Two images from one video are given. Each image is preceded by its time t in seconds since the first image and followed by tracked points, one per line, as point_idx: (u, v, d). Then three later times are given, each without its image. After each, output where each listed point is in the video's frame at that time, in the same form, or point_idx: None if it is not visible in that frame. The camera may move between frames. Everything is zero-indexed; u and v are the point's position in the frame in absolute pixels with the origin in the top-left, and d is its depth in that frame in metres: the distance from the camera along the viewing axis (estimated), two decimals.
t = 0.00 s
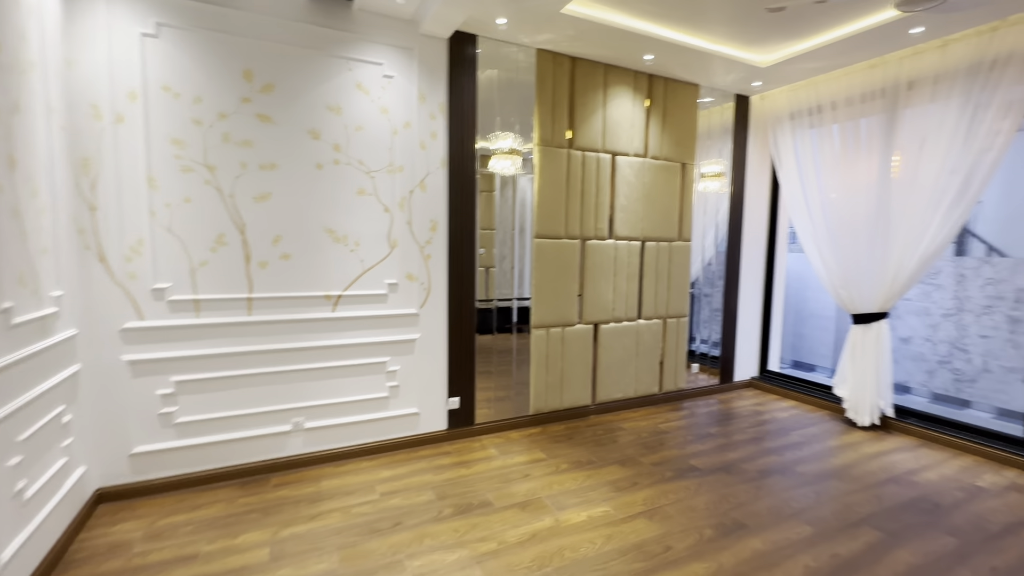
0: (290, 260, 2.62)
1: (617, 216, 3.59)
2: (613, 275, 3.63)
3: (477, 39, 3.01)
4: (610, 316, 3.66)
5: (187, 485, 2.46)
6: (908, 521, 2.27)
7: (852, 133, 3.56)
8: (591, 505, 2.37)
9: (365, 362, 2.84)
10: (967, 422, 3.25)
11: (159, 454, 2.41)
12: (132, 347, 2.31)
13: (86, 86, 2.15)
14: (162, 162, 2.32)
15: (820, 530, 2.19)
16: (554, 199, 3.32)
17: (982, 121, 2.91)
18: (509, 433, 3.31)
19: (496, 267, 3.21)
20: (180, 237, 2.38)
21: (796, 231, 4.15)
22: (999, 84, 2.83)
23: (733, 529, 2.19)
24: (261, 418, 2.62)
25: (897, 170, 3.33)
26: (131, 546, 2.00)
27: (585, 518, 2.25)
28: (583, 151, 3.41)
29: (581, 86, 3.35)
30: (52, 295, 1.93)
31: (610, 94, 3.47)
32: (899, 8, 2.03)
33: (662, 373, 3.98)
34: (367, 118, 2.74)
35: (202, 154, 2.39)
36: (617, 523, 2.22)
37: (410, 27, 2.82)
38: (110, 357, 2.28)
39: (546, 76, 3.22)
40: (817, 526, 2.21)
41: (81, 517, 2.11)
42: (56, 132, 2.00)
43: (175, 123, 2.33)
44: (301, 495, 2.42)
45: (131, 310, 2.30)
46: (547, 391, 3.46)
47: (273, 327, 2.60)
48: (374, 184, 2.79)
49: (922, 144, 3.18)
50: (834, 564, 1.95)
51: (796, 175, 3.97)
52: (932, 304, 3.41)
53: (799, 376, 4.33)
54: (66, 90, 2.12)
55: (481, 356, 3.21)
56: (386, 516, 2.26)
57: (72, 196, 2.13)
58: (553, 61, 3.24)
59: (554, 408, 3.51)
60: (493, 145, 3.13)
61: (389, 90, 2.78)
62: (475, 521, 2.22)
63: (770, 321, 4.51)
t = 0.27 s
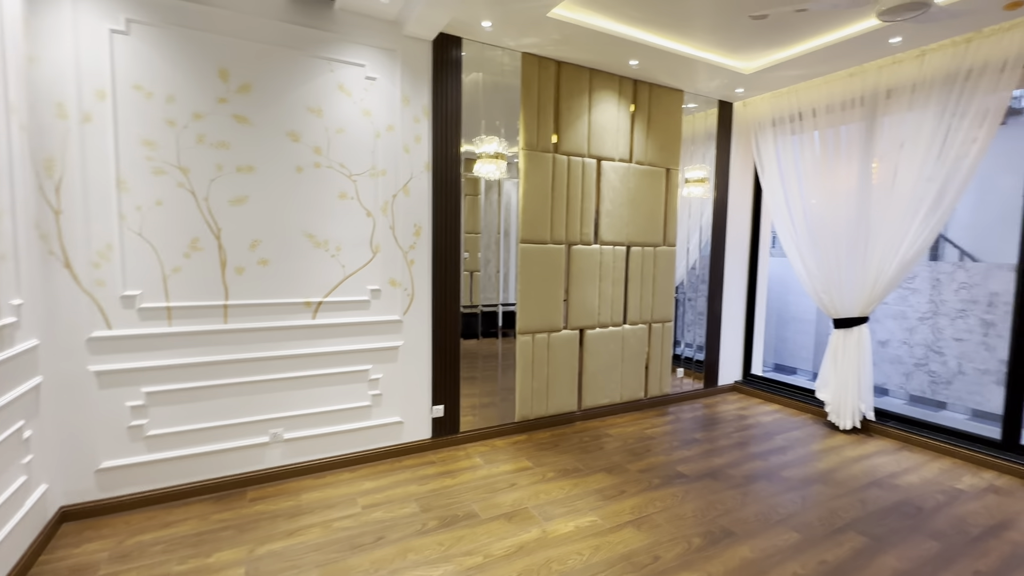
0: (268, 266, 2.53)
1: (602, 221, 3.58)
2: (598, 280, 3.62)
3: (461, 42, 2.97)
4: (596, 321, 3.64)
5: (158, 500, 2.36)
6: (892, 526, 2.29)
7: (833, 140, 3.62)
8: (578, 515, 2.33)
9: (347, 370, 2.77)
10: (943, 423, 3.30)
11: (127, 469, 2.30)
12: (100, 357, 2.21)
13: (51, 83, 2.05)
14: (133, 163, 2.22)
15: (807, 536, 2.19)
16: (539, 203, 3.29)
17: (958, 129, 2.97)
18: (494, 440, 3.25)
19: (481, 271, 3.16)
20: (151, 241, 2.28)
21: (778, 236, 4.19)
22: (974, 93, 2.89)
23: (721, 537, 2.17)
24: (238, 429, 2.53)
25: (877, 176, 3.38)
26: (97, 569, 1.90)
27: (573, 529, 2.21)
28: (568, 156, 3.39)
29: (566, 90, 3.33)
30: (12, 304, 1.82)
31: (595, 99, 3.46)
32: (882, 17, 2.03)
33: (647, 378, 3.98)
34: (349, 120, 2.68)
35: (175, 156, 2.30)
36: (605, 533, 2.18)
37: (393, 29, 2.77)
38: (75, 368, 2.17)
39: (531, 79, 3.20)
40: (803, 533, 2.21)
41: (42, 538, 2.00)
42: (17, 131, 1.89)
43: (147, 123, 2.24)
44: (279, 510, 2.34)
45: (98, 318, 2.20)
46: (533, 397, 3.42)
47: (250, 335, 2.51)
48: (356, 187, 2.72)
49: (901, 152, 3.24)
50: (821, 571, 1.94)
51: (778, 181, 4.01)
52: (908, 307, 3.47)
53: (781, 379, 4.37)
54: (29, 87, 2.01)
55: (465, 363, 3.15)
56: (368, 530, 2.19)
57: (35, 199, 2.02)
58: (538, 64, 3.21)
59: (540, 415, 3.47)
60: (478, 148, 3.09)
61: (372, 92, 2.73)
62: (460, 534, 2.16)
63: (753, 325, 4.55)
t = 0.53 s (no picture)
0: (255, 270, 2.51)
1: (591, 226, 3.60)
2: (588, 284, 3.63)
3: (451, 46, 2.98)
4: (585, 326, 3.65)
5: (139, 509, 2.31)
6: (877, 527, 2.31)
7: (818, 147, 3.67)
8: (567, 520, 2.32)
9: (334, 375, 2.74)
10: (926, 426, 3.35)
11: (107, 478, 2.25)
12: (79, 363, 2.16)
13: (31, 84, 2.01)
14: (116, 166, 2.19)
15: (794, 539, 2.20)
16: (529, 208, 3.30)
17: (938, 137, 3.03)
18: (483, 445, 3.24)
19: (470, 275, 3.15)
20: (134, 245, 2.25)
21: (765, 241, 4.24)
22: (954, 102, 2.96)
23: (709, 540, 2.18)
24: (222, 436, 2.49)
25: (860, 182, 3.44)
26: None
27: (561, 534, 2.21)
28: (557, 161, 3.40)
29: (555, 95, 3.35)
30: None
31: (585, 104, 3.48)
32: (863, 27, 2.06)
33: (636, 382, 3.99)
34: (337, 123, 2.66)
35: (159, 158, 2.27)
36: (594, 537, 2.18)
37: (382, 32, 2.76)
38: (53, 374, 2.12)
39: (521, 84, 3.21)
40: (790, 536, 2.23)
41: (18, 549, 1.94)
42: None
43: (130, 124, 2.21)
44: (264, 518, 2.30)
45: (79, 323, 2.15)
46: (522, 402, 3.41)
47: (235, 339, 2.47)
48: (344, 191, 2.70)
49: (883, 159, 3.30)
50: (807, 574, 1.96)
51: (764, 186, 4.06)
52: (892, 311, 3.52)
53: (769, 383, 4.41)
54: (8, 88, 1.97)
55: (454, 367, 3.14)
56: (355, 537, 2.16)
57: (13, 201, 1.98)
58: (528, 69, 3.23)
59: (529, 419, 3.46)
60: (468, 152, 3.09)
61: (360, 96, 2.71)
62: (449, 540, 2.15)
63: (740, 328, 4.59)
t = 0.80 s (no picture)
0: (247, 272, 2.52)
1: (583, 230, 3.63)
2: (580, 288, 3.66)
3: (445, 52, 3.01)
4: (577, 329, 3.67)
5: (129, 512, 2.31)
6: (862, 529, 2.34)
7: (806, 153, 3.73)
8: (557, 522, 2.34)
9: (326, 378, 2.75)
10: (914, 429, 3.39)
11: (97, 480, 2.25)
12: (70, 364, 2.16)
13: (24, 87, 2.02)
14: (109, 168, 2.20)
15: (780, 541, 2.23)
16: (522, 212, 3.33)
17: (923, 145, 3.09)
18: (475, 448, 3.25)
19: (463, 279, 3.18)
20: (126, 247, 2.26)
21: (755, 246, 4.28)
22: (938, 110, 3.02)
23: (697, 542, 2.21)
24: (214, 438, 2.49)
25: (848, 189, 3.49)
26: None
27: (551, 535, 2.23)
28: (549, 166, 3.44)
29: (548, 101, 3.39)
30: None
31: (577, 110, 3.52)
32: (847, 38, 2.11)
33: (628, 385, 4.02)
34: (331, 128, 2.68)
35: (152, 161, 2.28)
36: (583, 539, 2.20)
37: (376, 38, 2.79)
38: (43, 376, 2.12)
39: (514, 90, 3.24)
40: (777, 537, 2.25)
41: (6, 551, 1.94)
42: None
43: (124, 127, 2.22)
44: (254, 520, 2.30)
45: (70, 325, 2.16)
46: (514, 405, 3.43)
47: (227, 342, 2.48)
48: (337, 194, 2.72)
49: (870, 166, 3.35)
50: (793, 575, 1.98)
51: (754, 192, 4.11)
52: (880, 316, 3.56)
53: (759, 386, 4.45)
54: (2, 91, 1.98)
55: (447, 370, 3.15)
56: (345, 539, 2.17)
57: (6, 203, 1.99)
58: (521, 76, 3.26)
59: (521, 422, 3.48)
60: (461, 157, 3.11)
61: (354, 100, 2.74)
62: (439, 542, 2.16)
63: (731, 332, 4.63)
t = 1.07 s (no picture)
0: (249, 271, 2.57)
1: (581, 231, 3.68)
2: (577, 288, 3.71)
3: (444, 55, 3.06)
4: (574, 329, 3.72)
5: (133, 504, 2.36)
6: (852, 526, 2.38)
7: (802, 156, 3.77)
8: (551, 517, 2.39)
9: (326, 375, 2.80)
10: (911, 430, 3.41)
11: (101, 473, 2.30)
12: (76, 359, 2.21)
13: (33, 89, 2.08)
14: (115, 168, 2.26)
15: (770, 536, 2.27)
16: (520, 213, 3.37)
17: (916, 148, 3.13)
18: (473, 445, 3.30)
19: (461, 278, 3.22)
20: (131, 246, 2.31)
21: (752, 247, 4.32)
22: (930, 114, 3.06)
23: (688, 537, 2.25)
24: (215, 433, 2.54)
25: (842, 191, 3.53)
26: (69, 570, 1.91)
27: (545, 530, 2.27)
28: (547, 167, 3.48)
29: (546, 103, 3.44)
30: None
31: (574, 112, 3.57)
32: (836, 43, 2.16)
33: (625, 385, 4.06)
34: (332, 129, 2.74)
35: (157, 162, 2.34)
36: (576, 533, 2.24)
37: (377, 42, 2.85)
38: (50, 371, 2.17)
39: (512, 93, 3.29)
40: (767, 533, 2.29)
41: (13, 540, 2.00)
42: None
43: (130, 129, 2.28)
44: (255, 513, 2.36)
45: (77, 321, 2.21)
46: (511, 403, 3.47)
47: (229, 339, 2.53)
48: (338, 195, 2.78)
49: (864, 168, 3.39)
50: (781, 569, 2.02)
51: (751, 194, 4.15)
52: (878, 317, 3.60)
53: (756, 387, 4.49)
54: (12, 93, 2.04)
55: (445, 368, 3.20)
56: (344, 532, 2.22)
57: (15, 202, 2.04)
58: (519, 78, 3.31)
59: (519, 420, 3.52)
60: (460, 158, 3.17)
61: (354, 103, 2.79)
62: (435, 535, 2.21)
63: (729, 333, 4.67)
